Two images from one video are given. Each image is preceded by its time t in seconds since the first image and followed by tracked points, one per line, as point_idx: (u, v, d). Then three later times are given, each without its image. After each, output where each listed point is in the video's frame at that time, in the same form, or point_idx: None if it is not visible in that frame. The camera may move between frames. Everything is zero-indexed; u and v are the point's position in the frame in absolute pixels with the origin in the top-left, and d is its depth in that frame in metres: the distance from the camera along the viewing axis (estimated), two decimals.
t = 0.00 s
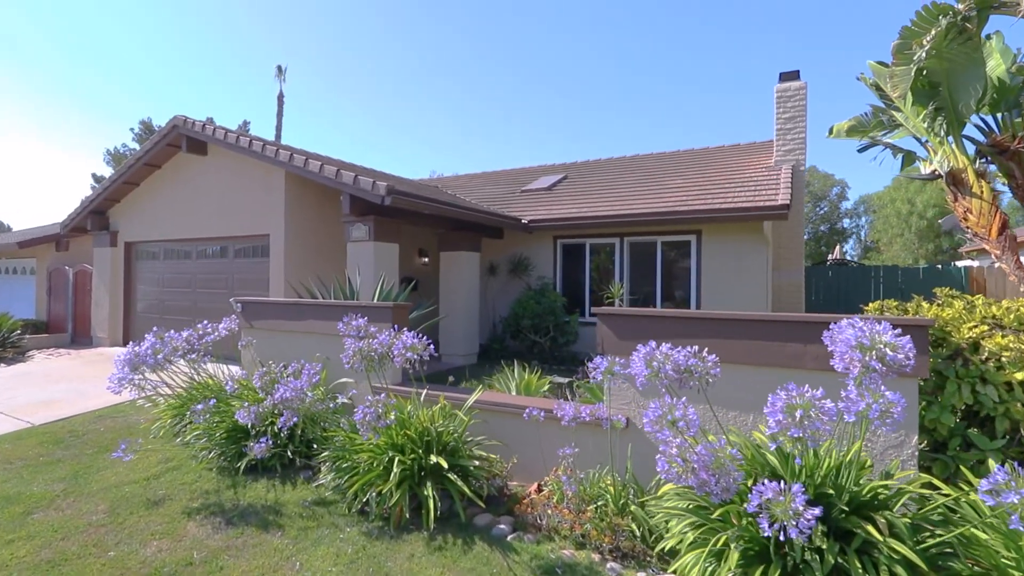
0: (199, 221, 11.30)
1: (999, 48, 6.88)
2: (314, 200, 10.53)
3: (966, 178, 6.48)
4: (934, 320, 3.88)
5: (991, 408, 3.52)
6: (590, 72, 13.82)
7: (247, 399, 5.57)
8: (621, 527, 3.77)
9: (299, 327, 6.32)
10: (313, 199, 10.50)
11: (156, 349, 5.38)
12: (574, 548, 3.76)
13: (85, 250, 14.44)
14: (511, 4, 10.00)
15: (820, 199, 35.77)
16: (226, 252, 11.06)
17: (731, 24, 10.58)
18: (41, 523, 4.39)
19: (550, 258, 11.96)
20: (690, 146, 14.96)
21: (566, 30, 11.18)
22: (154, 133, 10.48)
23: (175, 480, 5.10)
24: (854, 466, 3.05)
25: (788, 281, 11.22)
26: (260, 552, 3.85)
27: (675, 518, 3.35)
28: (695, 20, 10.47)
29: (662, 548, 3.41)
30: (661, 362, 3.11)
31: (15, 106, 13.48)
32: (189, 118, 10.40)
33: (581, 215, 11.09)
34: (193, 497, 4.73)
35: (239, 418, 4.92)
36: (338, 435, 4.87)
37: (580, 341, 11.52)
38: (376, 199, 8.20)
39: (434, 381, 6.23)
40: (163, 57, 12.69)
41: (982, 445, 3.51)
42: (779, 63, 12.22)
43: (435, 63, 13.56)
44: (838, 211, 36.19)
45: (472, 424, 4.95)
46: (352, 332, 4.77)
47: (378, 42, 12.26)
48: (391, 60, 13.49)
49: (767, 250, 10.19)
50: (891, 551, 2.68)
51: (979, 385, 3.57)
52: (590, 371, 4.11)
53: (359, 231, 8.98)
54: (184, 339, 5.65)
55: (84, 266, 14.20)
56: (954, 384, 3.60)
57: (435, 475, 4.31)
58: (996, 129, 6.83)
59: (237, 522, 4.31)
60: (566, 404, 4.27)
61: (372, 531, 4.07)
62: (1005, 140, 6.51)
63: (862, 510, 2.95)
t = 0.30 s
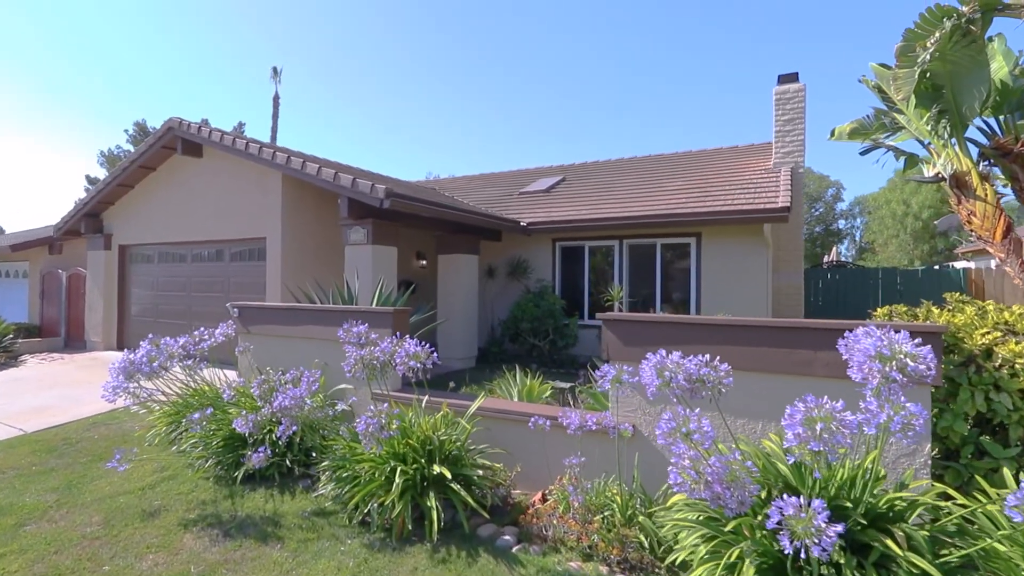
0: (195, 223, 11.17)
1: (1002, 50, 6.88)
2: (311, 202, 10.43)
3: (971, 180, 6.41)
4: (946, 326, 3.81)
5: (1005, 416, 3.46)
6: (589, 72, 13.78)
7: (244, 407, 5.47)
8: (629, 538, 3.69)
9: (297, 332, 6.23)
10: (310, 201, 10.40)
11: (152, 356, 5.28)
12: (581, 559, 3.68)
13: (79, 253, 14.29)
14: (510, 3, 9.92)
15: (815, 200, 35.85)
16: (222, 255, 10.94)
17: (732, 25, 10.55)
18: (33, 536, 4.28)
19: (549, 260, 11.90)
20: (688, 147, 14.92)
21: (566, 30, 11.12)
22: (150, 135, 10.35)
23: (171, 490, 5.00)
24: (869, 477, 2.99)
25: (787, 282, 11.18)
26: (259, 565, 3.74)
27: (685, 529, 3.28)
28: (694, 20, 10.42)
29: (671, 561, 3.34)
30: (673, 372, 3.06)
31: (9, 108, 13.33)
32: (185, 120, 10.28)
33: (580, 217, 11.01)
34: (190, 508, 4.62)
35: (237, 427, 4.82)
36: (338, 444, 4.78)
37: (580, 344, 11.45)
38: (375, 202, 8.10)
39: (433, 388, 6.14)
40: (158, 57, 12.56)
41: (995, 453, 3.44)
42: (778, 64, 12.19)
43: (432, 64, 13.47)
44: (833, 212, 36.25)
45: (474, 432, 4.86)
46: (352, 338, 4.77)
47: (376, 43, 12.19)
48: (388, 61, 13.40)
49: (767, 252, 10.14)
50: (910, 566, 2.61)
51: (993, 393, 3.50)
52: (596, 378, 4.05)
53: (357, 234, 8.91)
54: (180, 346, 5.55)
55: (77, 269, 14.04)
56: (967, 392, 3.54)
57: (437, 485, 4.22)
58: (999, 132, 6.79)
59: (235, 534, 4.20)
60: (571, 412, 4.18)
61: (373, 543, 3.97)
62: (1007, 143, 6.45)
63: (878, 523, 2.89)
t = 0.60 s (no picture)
0: (191, 226, 11.05)
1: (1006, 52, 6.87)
2: (310, 204, 10.35)
3: (976, 185, 6.46)
4: (959, 332, 3.74)
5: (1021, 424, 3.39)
6: (588, 72, 13.72)
7: (242, 414, 5.37)
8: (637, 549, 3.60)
9: (296, 337, 6.13)
10: (309, 203, 10.32)
11: (149, 363, 5.18)
12: (589, 572, 3.58)
13: (74, 256, 14.15)
14: (510, 2, 9.84)
15: (812, 201, 35.93)
16: (219, 258, 10.82)
17: (734, 25, 10.51)
18: (27, 548, 4.17)
19: (549, 262, 11.82)
20: (687, 148, 14.88)
21: (566, 30, 11.07)
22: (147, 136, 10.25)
23: (168, 500, 4.89)
24: (887, 489, 2.91)
25: (788, 284, 11.12)
26: None
27: (695, 541, 3.19)
28: (695, 19, 10.37)
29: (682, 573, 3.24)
30: (686, 381, 3.00)
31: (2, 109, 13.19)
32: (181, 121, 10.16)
33: (580, 219, 10.95)
34: (187, 519, 4.53)
35: (236, 435, 4.73)
36: (339, 453, 4.69)
37: (580, 347, 11.37)
38: (374, 205, 8.03)
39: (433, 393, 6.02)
40: (153, 58, 12.44)
41: (1013, 462, 3.36)
42: (778, 64, 12.16)
43: (430, 64, 13.40)
44: (830, 214, 36.21)
45: (478, 438, 4.77)
46: (353, 345, 4.67)
47: (375, 43, 12.10)
48: (386, 61, 13.31)
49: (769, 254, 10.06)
50: None
51: (1008, 400, 3.42)
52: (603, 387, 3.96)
53: (356, 237, 8.82)
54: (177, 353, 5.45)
55: (73, 272, 13.91)
56: (983, 399, 3.47)
57: (441, 495, 4.14)
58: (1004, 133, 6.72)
59: (234, 546, 4.11)
60: (578, 420, 4.10)
61: (375, 555, 3.88)
62: (1013, 145, 6.43)
63: (895, 536, 2.82)
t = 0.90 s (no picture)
0: (190, 227, 10.94)
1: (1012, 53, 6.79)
2: (310, 205, 10.25)
3: (984, 187, 6.40)
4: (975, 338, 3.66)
5: None
6: (589, 72, 13.63)
7: (242, 420, 5.28)
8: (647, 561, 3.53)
9: (296, 342, 6.04)
10: (308, 204, 10.22)
11: (147, 369, 5.08)
12: None
13: (71, 258, 14.02)
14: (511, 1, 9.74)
15: (812, 201, 35.89)
16: (219, 260, 10.70)
17: (738, 25, 10.42)
18: (21, 559, 4.07)
19: (550, 264, 11.74)
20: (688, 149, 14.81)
21: (568, 30, 10.97)
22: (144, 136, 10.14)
23: (165, 508, 4.80)
24: (906, 501, 2.83)
25: (790, 286, 11.05)
26: None
27: (707, 554, 3.11)
28: (698, 19, 10.27)
29: None
30: (699, 392, 2.93)
31: None
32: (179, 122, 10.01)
33: (581, 221, 10.86)
34: (186, 528, 4.43)
35: (236, 442, 4.64)
36: (340, 461, 4.61)
37: (581, 349, 11.31)
38: (375, 207, 7.94)
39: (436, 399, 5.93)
40: (150, 58, 12.32)
41: None
42: (780, 65, 12.08)
43: (430, 64, 13.29)
44: (830, 214, 36.10)
45: (482, 446, 4.69)
46: (356, 351, 4.65)
47: (374, 43, 11.99)
48: (385, 61, 13.20)
49: (773, 256, 9.97)
50: None
51: None
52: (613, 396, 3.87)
53: (356, 240, 8.73)
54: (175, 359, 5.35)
55: (69, 274, 13.78)
56: (998, 407, 3.39)
57: (446, 504, 4.05)
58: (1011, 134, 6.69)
59: (234, 557, 4.02)
60: (585, 428, 4.02)
61: (379, 567, 3.79)
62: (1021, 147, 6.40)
63: (914, 550, 2.74)
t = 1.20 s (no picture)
0: (190, 228, 10.85)
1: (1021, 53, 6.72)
2: (311, 206, 10.17)
3: (994, 190, 6.33)
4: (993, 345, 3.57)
5: None
6: (590, 72, 13.54)
7: (243, 426, 5.19)
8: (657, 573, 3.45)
9: (297, 346, 5.95)
10: (309, 205, 10.13)
11: (145, 375, 4.99)
12: None
13: (70, 259, 13.91)
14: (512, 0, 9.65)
15: (813, 203, 35.85)
16: (218, 261, 10.61)
17: (740, 25, 10.35)
18: (16, 570, 3.98)
19: (552, 266, 11.65)
20: (690, 150, 14.72)
21: (568, 30, 10.89)
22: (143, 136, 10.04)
23: (164, 516, 4.71)
24: (927, 515, 2.75)
25: (795, 288, 10.96)
26: None
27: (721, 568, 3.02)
28: (700, 19, 10.20)
29: None
30: (716, 401, 2.86)
31: None
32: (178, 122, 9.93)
33: (584, 222, 10.78)
34: (185, 537, 4.35)
35: (237, 449, 4.56)
36: (343, 468, 4.52)
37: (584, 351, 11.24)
38: (376, 208, 7.86)
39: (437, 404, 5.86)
40: (149, 58, 12.23)
41: None
42: (782, 65, 12.00)
43: (430, 64, 13.20)
44: (831, 216, 36.08)
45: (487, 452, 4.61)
46: (359, 356, 4.55)
47: (374, 43, 11.91)
48: (386, 62, 13.12)
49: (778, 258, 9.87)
50: None
51: None
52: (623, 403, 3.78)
53: (357, 241, 8.63)
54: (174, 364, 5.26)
55: (69, 275, 13.69)
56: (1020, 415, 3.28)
57: (451, 514, 3.96)
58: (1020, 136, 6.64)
59: (234, 567, 3.93)
60: (593, 436, 3.93)
61: None
62: None
63: (936, 565, 2.66)
